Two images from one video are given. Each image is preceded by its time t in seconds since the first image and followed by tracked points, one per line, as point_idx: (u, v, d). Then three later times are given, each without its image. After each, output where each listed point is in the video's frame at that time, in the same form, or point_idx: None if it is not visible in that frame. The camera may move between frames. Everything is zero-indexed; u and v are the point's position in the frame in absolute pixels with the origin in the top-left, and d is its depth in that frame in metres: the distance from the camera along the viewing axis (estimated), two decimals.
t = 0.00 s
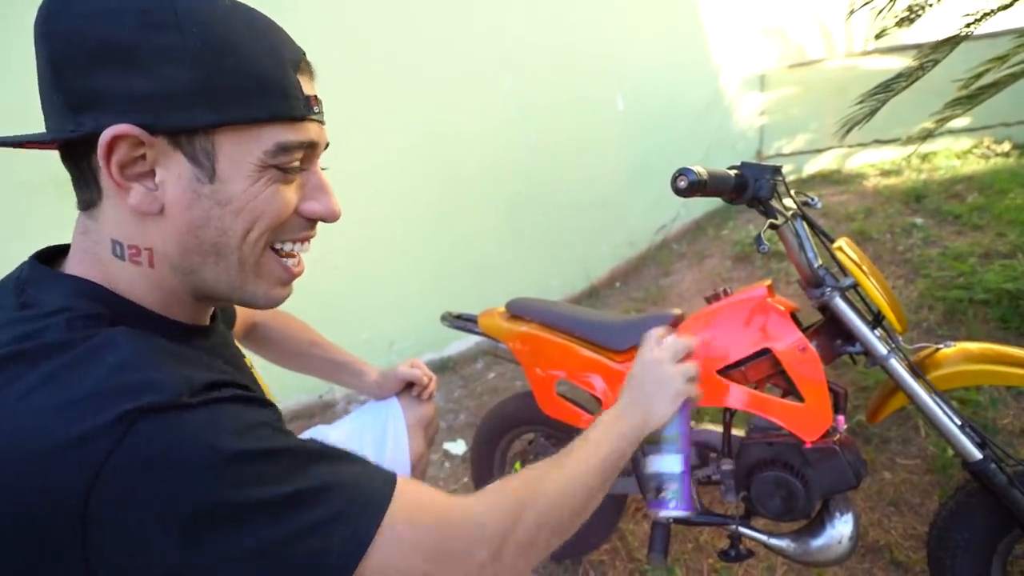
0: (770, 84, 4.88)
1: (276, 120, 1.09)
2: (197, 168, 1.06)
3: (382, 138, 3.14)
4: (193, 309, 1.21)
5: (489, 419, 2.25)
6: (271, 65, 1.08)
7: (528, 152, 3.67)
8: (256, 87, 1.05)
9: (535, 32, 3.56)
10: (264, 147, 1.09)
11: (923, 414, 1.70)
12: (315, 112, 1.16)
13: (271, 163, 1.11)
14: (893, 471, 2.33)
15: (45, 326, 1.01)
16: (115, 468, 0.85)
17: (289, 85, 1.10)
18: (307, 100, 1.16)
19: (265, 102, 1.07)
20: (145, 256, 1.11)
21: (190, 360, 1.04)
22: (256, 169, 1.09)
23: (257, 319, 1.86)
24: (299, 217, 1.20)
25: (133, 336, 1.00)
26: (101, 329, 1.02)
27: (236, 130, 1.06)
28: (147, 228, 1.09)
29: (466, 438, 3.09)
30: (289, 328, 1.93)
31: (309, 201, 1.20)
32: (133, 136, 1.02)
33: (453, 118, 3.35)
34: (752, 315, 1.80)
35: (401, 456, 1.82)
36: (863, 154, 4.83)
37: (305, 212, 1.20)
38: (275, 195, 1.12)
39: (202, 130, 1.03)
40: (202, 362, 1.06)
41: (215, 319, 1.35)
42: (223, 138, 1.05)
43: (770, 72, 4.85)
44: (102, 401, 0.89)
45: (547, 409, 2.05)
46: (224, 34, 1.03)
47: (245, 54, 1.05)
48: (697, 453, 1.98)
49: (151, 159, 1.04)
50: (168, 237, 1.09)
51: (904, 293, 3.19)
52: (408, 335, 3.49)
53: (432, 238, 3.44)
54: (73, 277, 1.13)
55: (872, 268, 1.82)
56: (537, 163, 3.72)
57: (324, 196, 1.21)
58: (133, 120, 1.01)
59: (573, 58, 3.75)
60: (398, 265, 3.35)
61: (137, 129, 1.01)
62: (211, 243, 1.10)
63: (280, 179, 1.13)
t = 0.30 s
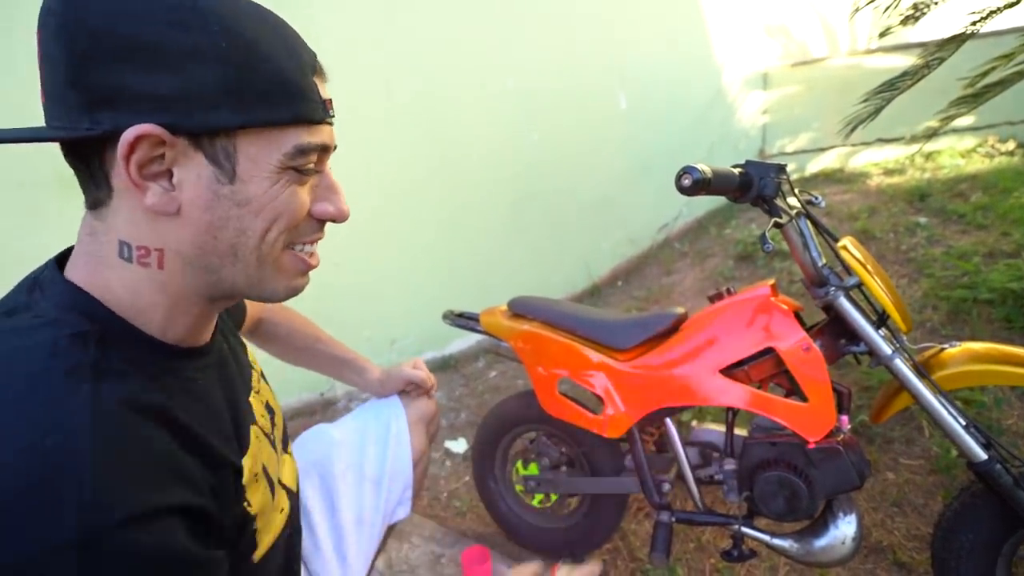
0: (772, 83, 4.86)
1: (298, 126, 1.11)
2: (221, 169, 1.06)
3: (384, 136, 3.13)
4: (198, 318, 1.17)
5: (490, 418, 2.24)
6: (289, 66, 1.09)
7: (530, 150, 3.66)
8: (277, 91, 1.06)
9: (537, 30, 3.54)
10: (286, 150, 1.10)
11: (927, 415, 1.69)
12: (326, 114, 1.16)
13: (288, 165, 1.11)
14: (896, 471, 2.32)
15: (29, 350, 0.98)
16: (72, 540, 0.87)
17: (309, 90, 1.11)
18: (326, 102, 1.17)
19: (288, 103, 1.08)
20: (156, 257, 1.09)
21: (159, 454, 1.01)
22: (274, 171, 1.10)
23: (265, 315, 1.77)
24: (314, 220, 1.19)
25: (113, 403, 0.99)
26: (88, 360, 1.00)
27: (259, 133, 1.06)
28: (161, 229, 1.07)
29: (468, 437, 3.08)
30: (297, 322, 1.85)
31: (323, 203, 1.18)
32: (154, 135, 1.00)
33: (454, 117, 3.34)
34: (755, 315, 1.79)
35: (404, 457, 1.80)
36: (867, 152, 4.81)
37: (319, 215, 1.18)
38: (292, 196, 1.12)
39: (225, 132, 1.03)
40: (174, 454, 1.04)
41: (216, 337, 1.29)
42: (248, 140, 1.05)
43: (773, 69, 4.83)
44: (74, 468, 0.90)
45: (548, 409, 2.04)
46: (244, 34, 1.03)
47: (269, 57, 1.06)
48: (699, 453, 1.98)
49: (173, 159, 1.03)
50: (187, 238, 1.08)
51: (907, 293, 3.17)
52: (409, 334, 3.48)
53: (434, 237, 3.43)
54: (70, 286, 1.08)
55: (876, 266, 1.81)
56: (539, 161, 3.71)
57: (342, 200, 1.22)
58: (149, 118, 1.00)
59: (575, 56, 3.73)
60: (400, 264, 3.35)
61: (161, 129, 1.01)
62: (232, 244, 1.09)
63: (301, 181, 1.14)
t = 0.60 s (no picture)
0: (776, 81, 4.83)
1: (140, 105, 0.87)
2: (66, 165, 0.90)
3: (386, 135, 3.13)
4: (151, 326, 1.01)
5: (493, 418, 2.23)
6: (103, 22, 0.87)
7: (532, 148, 3.65)
8: (103, 60, 0.85)
9: (540, 28, 3.53)
10: (120, 134, 0.87)
11: (934, 416, 1.68)
12: (156, 77, 0.87)
13: (121, 153, 0.89)
14: (901, 473, 2.31)
15: None
16: None
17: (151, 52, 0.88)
18: (189, 62, 0.90)
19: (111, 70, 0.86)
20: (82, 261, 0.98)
21: (81, 484, 0.86)
22: (107, 162, 0.88)
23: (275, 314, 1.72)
24: (172, 230, 0.91)
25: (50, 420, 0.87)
26: (39, 367, 0.90)
27: (88, 115, 0.87)
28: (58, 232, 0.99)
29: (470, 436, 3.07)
30: (306, 324, 1.80)
31: (185, 210, 0.91)
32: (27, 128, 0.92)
33: (457, 116, 3.33)
34: (760, 314, 1.78)
35: (408, 458, 1.82)
36: (871, 152, 4.79)
37: (178, 226, 0.91)
38: (132, 194, 0.89)
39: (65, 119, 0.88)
40: (107, 479, 0.88)
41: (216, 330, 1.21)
42: (81, 125, 0.87)
43: (777, 67, 4.80)
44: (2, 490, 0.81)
45: (553, 408, 2.03)
46: None
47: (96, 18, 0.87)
48: (703, 453, 1.97)
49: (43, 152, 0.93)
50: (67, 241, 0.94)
51: (913, 293, 3.15)
52: (411, 332, 3.48)
53: (436, 236, 3.42)
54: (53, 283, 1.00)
55: (883, 266, 1.79)
56: (542, 160, 3.70)
57: (206, 200, 0.92)
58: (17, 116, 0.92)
59: (578, 54, 3.72)
60: (402, 263, 3.34)
61: (25, 121, 0.91)
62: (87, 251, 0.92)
63: (152, 173, 0.90)
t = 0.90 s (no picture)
0: (796, 85, 4.77)
1: (104, 118, 0.88)
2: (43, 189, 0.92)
3: (405, 141, 3.18)
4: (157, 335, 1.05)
5: (510, 423, 2.24)
6: (34, 32, 0.86)
7: (549, 154, 3.67)
8: (49, 76, 0.86)
9: (557, 34, 3.56)
10: (83, 148, 0.88)
11: (964, 427, 1.65)
12: (104, 82, 0.87)
13: (87, 170, 0.89)
14: (927, 485, 2.26)
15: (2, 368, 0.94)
16: None
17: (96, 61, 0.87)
18: (136, 59, 0.90)
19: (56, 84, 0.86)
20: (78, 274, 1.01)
21: (89, 501, 0.89)
22: (76, 181, 0.89)
23: (307, 328, 1.72)
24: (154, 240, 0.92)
25: (58, 438, 0.90)
26: (46, 384, 0.93)
27: (50, 135, 0.87)
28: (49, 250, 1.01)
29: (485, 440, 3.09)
30: (339, 336, 1.81)
31: (161, 220, 0.92)
32: None
33: (474, 122, 3.37)
34: (782, 322, 1.76)
35: (437, 470, 1.84)
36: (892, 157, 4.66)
37: (157, 234, 0.92)
38: (107, 208, 0.91)
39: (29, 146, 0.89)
40: (113, 497, 0.91)
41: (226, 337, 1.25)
42: (45, 148, 0.88)
43: (796, 70, 4.75)
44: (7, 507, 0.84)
45: (571, 414, 2.03)
46: None
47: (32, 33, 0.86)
48: (723, 461, 1.94)
49: (18, 177, 0.94)
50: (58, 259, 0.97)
51: (938, 300, 3.08)
52: (428, 336, 3.50)
53: (452, 241, 3.45)
54: (60, 300, 1.04)
55: (909, 273, 1.77)
56: (559, 165, 3.72)
57: (185, 202, 0.93)
58: None
59: (595, 60, 3.74)
60: (419, 267, 3.38)
61: None
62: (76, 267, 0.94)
63: (125, 184, 0.91)
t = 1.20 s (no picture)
0: (814, 86, 4.69)
1: (131, 113, 0.91)
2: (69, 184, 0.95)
3: (422, 145, 3.21)
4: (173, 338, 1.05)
5: (525, 426, 2.24)
6: (80, 26, 0.90)
7: (564, 157, 3.67)
8: (86, 71, 0.89)
9: (573, 37, 3.57)
10: (110, 141, 0.90)
11: (992, 437, 1.62)
12: (138, 76, 0.90)
13: (115, 167, 0.92)
14: (951, 495, 2.21)
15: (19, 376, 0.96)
16: None
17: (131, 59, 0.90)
18: (170, 57, 0.92)
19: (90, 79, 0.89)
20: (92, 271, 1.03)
21: (101, 508, 0.91)
22: (104, 176, 0.92)
23: (334, 334, 1.74)
24: (175, 242, 0.93)
25: (74, 445, 0.92)
26: (60, 392, 0.94)
27: (81, 127, 0.90)
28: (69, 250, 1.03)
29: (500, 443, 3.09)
30: (366, 343, 1.83)
31: (185, 220, 0.93)
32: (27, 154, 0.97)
33: (489, 126, 3.39)
34: (801, 328, 1.75)
35: (459, 477, 1.84)
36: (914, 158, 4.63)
37: (179, 236, 0.93)
38: (132, 205, 0.93)
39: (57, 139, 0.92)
40: (122, 507, 0.93)
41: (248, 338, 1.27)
42: (74, 143, 0.91)
43: (814, 74, 4.64)
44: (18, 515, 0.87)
45: (587, 419, 2.02)
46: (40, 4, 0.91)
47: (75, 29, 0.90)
48: (741, 467, 1.93)
49: (44, 177, 0.97)
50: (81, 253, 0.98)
51: (962, 306, 3.02)
52: (442, 338, 3.52)
53: (467, 244, 3.47)
54: (75, 304, 1.05)
55: (934, 279, 1.74)
56: (574, 168, 3.72)
57: (207, 203, 0.94)
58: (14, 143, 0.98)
59: (611, 64, 3.74)
60: (433, 270, 3.40)
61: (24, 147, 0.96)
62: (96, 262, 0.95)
63: (150, 182, 0.93)
